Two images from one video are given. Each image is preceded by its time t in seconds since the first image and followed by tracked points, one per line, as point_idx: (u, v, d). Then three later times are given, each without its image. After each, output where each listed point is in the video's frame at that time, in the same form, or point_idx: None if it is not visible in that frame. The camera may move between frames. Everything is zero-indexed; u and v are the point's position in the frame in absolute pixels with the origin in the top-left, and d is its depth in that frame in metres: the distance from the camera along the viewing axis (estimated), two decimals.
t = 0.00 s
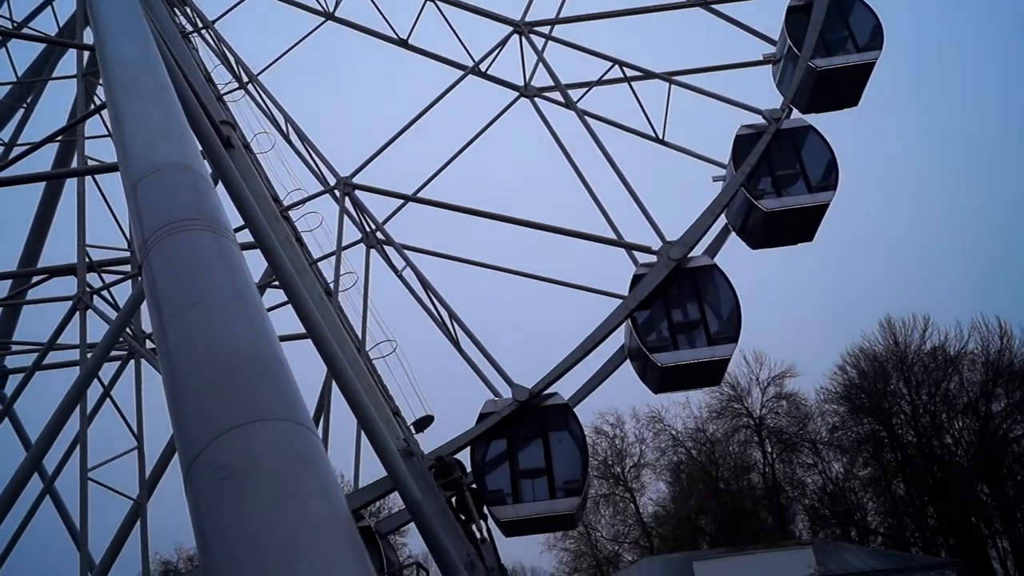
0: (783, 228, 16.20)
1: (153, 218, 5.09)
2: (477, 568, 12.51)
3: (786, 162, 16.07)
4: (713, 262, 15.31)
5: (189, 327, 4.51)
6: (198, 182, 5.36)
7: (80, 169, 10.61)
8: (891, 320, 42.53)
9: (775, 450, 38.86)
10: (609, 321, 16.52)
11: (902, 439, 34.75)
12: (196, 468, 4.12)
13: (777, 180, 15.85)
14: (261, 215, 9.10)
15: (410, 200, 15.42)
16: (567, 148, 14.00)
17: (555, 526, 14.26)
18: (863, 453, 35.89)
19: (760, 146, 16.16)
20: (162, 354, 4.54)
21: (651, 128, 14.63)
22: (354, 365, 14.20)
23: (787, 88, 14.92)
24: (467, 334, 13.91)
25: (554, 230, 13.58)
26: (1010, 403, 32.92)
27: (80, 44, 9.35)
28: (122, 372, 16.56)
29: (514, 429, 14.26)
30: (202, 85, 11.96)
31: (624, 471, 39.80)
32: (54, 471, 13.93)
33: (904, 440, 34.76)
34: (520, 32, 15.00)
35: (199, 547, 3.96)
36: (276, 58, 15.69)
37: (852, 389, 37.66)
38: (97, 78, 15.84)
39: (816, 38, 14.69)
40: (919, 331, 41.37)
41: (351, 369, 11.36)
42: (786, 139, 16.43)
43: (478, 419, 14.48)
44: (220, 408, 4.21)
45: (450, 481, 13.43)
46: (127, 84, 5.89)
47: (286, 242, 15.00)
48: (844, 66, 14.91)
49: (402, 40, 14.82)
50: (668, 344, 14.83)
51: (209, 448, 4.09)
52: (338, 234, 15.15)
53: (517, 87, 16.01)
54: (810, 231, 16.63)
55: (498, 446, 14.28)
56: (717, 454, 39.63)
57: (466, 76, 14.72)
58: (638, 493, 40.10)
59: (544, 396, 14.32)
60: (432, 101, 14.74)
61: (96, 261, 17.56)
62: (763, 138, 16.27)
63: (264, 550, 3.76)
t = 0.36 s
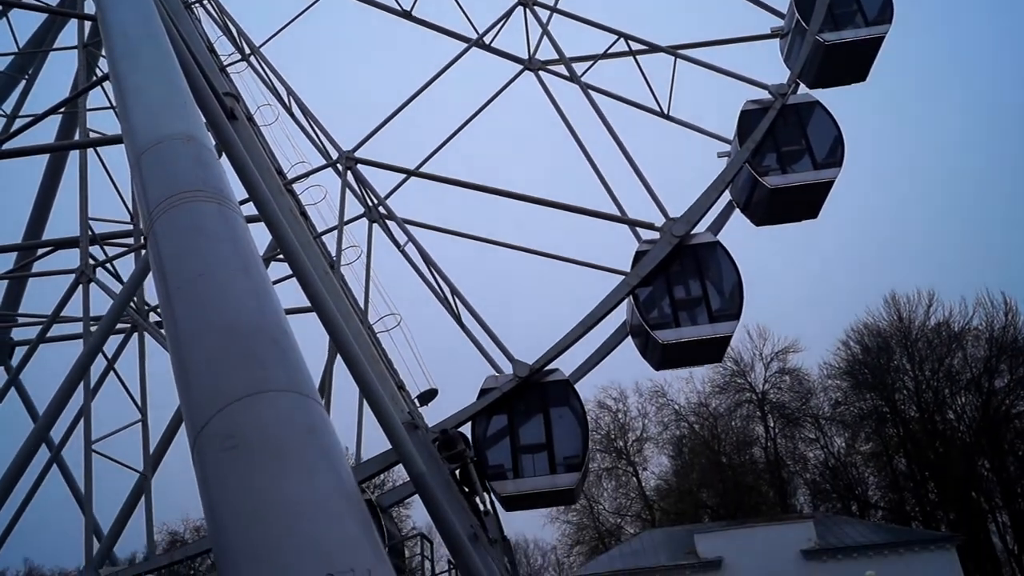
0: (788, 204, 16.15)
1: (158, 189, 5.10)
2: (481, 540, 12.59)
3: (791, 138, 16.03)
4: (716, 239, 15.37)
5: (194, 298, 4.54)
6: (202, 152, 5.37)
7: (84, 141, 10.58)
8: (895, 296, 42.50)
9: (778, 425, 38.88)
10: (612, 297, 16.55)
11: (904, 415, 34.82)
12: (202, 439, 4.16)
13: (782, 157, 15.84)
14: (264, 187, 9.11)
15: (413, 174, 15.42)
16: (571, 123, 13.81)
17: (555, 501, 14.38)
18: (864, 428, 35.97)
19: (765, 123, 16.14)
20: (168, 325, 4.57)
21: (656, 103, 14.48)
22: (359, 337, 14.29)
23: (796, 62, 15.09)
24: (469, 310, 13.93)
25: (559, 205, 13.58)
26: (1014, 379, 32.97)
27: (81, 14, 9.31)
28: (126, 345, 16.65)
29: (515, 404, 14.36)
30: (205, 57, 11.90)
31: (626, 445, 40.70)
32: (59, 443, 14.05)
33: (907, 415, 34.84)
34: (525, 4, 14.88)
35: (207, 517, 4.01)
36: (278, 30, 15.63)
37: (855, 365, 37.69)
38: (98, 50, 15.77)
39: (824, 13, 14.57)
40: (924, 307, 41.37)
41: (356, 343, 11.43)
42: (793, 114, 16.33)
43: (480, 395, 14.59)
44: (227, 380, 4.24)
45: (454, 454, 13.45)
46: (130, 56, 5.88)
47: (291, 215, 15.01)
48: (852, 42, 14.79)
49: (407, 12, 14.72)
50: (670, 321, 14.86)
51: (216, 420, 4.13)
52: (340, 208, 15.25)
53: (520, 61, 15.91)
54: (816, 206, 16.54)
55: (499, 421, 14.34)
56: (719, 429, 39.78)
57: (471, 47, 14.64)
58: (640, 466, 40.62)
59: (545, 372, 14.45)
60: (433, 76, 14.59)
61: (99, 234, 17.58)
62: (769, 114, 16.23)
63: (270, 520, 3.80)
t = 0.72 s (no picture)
0: (788, 188, 16.10)
1: (158, 169, 5.11)
2: (482, 520, 12.66)
3: (791, 121, 16.01)
4: (715, 223, 15.42)
5: (194, 280, 4.55)
6: (201, 131, 5.37)
7: (82, 121, 10.55)
8: (895, 278, 42.53)
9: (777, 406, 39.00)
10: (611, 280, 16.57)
11: (903, 396, 34.91)
12: (204, 420, 4.19)
13: (781, 140, 15.82)
14: (263, 167, 9.11)
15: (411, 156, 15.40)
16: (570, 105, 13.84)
17: (553, 484, 14.43)
18: (863, 409, 36.10)
19: (765, 106, 16.11)
20: (169, 306, 4.59)
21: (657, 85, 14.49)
22: (359, 319, 14.34)
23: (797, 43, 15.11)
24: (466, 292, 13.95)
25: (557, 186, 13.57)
26: (1013, 360, 33.08)
27: None
28: (125, 327, 16.68)
29: (512, 387, 14.47)
30: (204, 37, 11.86)
31: (626, 427, 41.12)
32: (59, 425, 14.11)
33: (906, 397, 34.92)
34: None
35: (209, 496, 4.04)
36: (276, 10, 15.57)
37: (855, 346, 37.75)
38: (95, 30, 15.69)
39: None
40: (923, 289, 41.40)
41: (355, 325, 11.45)
42: (794, 97, 16.30)
43: (477, 378, 14.72)
44: (226, 360, 4.26)
45: (454, 436, 13.63)
46: (129, 37, 5.87)
47: (290, 196, 15.00)
48: (854, 23, 14.67)
49: None
50: (668, 306, 14.87)
51: (217, 400, 4.16)
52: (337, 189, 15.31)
53: (520, 42, 15.85)
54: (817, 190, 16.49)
55: (495, 405, 14.51)
56: (719, 410, 39.90)
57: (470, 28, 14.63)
58: (640, 447, 40.88)
59: (543, 355, 14.48)
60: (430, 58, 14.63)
61: (97, 216, 17.57)
62: (769, 97, 16.21)
63: (271, 497, 3.83)
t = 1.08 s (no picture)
0: (791, 179, 16.07)
1: (160, 160, 5.12)
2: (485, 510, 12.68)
3: (794, 112, 15.97)
4: (716, 216, 15.46)
5: (198, 270, 4.56)
6: (203, 120, 5.37)
7: (86, 112, 10.55)
8: (898, 268, 42.45)
9: (780, 397, 39.10)
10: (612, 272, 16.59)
11: (907, 387, 34.88)
12: (210, 410, 4.20)
13: (784, 132, 15.78)
14: (265, 158, 9.10)
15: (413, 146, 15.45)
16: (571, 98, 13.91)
17: (553, 477, 14.47)
18: (866, 400, 36.12)
19: (767, 97, 16.08)
20: (172, 296, 4.60)
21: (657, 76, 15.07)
22: (362, 309, 14.39)
23: (800, 32, 15.23)
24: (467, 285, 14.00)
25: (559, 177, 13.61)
26: (1017, 350, 33.10)
27: None
28: (126, 319, 16.71)
29: (513, 379, 14.57)
30: (207, 28, 11.87)
31: (628, 417, 41.09)
32: (62, 416, 14.16)
33: (909, 387, 34.90)
34: None
35: (214, 485, 4.06)
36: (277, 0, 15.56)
37: (858, 337, 37.73)
38: (96, 20, 15.67)
39: None
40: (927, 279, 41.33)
41: (359, 315, 11.47)
42: (796, 89, 16.28)
43: (477, 370, 14.84)
44: (231, 349, 4.28)
45: (458, 426, 13.63)
46: (132, 27, 5.88)
47: (294, 187, 15.02)
48: (859, 13, 14.54)
49: None
50: (669, 299, 14.89)
51: (222, 390, 4.18)
52: (338, 178, 15.38)
53: (522, 32, 15.82)
54: (818, 182, 16.46)
55: (496, 397, 14.59)
56: (722, 401, 39.91)
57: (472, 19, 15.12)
58: (642, 438, 40.95)
59: (543, 348, 14.64)
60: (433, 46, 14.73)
61: (98, 207, 17.58)
62: (772, 87, 16.14)
63: (278, 484, 3.85)
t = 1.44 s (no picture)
0: (792, 174, 16.04)
1: (162, 153, 5.12)
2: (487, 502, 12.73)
3: (795, 107, 15.95)
4: (716, 211, 15.48)
5: (200, 262, 4.57)
6: (205, 112, 5.37)
7: (86, 104, 10.54)
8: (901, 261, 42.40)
9: (782, 389, 39.15)
10: (612, 266, 16.60)
11: (909, 379, 34.89)
12: (213, 400, 4.22)
13: (785, 126, 15.76)
14: (267, 150, 9.10)
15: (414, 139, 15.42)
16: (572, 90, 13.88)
17: (552, 471, 14.51)
18: (868, 392, 36.13)
19: (768, 91, 16.06)
20: (175, 288, 4.61)
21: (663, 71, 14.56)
22: (364, 301, 14.39)
23: (801, 26, 15.34)
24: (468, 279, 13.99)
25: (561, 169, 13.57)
26: (1019, 343, 33.09)
27: None
28: (126, 312, 16.73)
29: (512, 373, 14.64)
30: (208, 20, 11.85)
31: (630, 409, 41.53)
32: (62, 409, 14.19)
33: (911, 379, 34.90)
34: None
35: (218, 478, 4.07)
36: None
37: (860, 329, 37.71)
38: (97, 12, 15.64)
39: None
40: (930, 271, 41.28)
41: (360, 306, 11.46)
42: (797, 83, 16.26)
43: (477, 364, 14.86)
44: (233, 341, 4.29)
45: (460, 418, 13.76)
46: (132, 20, 5.87)
47: (295, 179, 15.00)
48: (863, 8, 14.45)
49: None
50: (668, 293, 14.90)
51: (225, 382, 4.19)
52: (337, 170, 15.54)
53: (523, 25, 15.78)
54: (820, 176, 16.43)
55: (495, 391, 14.65)
56: (723, 393, 39.93)
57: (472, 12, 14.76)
58: (644, 430, 41.21)
59: (543, 343, 14.77)
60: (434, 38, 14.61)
61: (98, 200, 17.58)
62: (773, 82, 16.11)
63: (281, 476, 3.86)
